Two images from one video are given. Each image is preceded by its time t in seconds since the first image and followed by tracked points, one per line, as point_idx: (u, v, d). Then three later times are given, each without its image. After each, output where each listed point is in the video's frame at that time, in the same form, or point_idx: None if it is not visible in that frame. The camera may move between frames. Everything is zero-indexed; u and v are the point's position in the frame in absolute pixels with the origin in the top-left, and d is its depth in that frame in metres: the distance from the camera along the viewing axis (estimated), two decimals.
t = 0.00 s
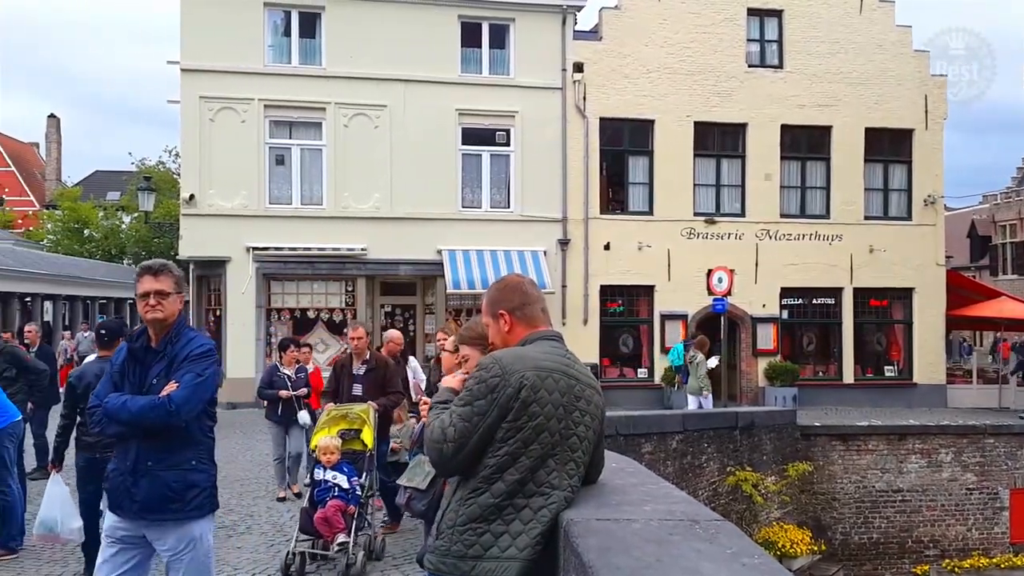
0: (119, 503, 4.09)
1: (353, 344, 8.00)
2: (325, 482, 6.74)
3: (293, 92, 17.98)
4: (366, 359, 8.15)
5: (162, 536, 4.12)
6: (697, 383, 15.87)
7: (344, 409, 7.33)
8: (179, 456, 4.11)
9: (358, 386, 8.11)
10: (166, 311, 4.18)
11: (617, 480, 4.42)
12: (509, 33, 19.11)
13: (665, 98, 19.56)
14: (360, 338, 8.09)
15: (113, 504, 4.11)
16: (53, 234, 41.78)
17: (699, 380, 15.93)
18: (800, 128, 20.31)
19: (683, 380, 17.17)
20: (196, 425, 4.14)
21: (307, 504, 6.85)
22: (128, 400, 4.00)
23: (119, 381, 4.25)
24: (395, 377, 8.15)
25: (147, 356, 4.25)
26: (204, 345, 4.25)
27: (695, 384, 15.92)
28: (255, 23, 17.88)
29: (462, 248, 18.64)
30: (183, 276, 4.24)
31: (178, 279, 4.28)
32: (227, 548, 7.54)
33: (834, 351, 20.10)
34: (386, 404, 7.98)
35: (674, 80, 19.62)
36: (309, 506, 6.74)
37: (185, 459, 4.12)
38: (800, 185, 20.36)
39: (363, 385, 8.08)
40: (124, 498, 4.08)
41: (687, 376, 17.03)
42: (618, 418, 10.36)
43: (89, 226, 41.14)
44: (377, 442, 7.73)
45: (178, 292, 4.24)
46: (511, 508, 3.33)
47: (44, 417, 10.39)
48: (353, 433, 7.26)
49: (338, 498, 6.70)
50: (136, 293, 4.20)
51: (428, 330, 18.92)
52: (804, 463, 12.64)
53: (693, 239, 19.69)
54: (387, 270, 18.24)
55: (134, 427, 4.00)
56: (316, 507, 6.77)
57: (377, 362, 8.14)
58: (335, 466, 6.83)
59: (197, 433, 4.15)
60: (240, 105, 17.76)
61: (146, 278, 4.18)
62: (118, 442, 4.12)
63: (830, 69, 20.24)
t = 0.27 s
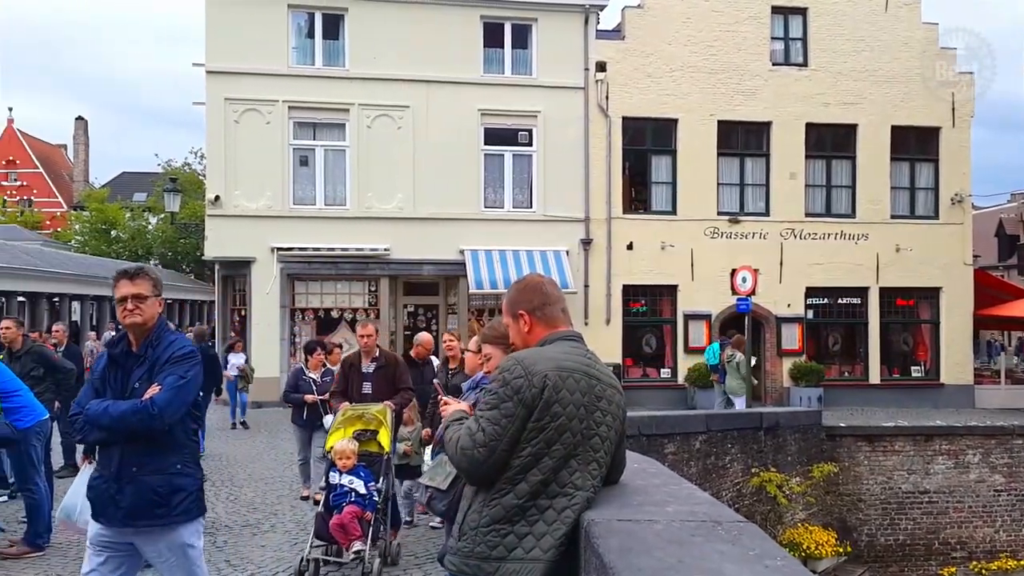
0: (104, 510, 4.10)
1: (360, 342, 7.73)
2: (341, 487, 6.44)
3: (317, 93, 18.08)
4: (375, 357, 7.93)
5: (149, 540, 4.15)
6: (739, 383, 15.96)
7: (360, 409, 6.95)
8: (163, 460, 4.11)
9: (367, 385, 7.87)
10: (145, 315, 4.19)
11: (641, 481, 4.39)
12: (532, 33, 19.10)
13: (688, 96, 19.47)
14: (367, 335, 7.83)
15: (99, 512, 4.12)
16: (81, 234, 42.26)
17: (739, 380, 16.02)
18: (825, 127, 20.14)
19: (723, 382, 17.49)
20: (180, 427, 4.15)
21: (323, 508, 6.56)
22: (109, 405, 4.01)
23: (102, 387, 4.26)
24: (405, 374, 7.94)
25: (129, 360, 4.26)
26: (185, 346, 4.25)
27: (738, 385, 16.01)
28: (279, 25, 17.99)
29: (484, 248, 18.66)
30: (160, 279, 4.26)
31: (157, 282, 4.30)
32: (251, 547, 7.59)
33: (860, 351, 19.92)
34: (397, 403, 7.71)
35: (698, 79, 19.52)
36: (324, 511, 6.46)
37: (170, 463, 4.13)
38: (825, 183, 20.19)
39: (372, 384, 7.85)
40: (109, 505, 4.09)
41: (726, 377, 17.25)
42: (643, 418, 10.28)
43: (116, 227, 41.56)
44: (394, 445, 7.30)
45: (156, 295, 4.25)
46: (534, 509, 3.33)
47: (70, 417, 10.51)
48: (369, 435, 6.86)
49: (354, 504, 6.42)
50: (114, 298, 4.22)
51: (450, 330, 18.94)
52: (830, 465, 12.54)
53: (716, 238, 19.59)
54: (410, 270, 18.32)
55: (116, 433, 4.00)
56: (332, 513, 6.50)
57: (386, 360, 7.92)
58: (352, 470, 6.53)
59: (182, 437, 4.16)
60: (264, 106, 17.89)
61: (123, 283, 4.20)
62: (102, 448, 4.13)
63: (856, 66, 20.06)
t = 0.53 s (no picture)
0: (75, 508, 4.12)
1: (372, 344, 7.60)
2: (354, 491, 6.35)
3: (341, 94, 18.17)
4: (388, 360, 7.79)
5: (121, 537, 4.17)
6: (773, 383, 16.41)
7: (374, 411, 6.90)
8: (133, 456, 4.14)
9: (380, 389, 7.73)
10: (113, 310, 4.22)
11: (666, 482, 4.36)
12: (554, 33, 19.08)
13: (712, 95, 19.37)
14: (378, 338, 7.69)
15: (70, 509, 4.14)
16: (109, 234, 42.72)
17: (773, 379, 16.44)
18: (851, 125, 19.96)
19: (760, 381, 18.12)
20: (149, 423, 4.18)
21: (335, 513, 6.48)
22: (77, 401, 4.03)
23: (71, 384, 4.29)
24: (418, 376, 7.80)
25: (98, 356, 4.29)
26: (154, 341, 4.28)
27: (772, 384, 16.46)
28: (302, 27, 18.09)
29: (506, 247, 18.67)
30: (127, 274, 4.28)
31: (124, 277, 4.32)
32: (275, 545, 7.64)
33: (886, 351, 19.74)
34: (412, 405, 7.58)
35: (721, 77, 19.42)
36: (337, 516, 6.39)
37: (141, 459, 4.16)
38: (851, 182, 20.01)
39: (386, 387, 7.71)
40: (80, 501, 4.11)
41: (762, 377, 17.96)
42: (664, 420, 10.47)
43: (143, 227, 41.97)
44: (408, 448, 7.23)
45: (123, 290, 4.28)
46: (558, 511, 3.33)
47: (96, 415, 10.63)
48: (383, 437, 6.83)
49: (367, 510, 6.34)
50: (82, 295, 4.24)
51: (472, 329, 18.96)
52: (856, 466, 12.44)
53: (740, 238, 19.47)
54: (432, 270, 18.38)
55: (85, 429, 4.03)
56: (344, 518, 6.41)
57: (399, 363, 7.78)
58: (365, 474, 6.43)
59: (151, 431, 4.20)
60: (289, 108, 18.00)
61: (90, 278, 4.21)
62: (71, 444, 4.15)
63: (882, 64, 19.87)
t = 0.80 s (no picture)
0: (65, 507, 4.06)
1: (387, 341, 7.56)
2: (364, 496, 6.18)
3: (364, 95, 18.25)
4: (403, 358, 7.76)
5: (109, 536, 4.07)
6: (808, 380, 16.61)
7: (388, 415, 6.83)
8: (120, 452, 4.06)
9: (395, 387, 7.69)
10: (98, 307, 4.16)
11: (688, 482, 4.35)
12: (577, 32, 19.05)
13: (735, 94, 19.26)
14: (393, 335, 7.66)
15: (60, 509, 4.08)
16: (135, 236, 43.14)
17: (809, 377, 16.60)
18: (876, 123, 19.78)
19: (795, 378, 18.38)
20: (136, 417, 4.09)
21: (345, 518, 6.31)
22: (61, 397, 3.97)
23: (58, 383, 4.23)
24: (433, 375, 7.75)
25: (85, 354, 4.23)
26: (139, 335, 4.19)
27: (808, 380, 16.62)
28: (326, 29, 18.18)
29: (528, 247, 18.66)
30: (111, 271, 4.22)
31: (109, 274, 4.26)
32: (298, 543, 7.68)
33: (913, 351, 19.54)
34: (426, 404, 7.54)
35: (745, 76, 19.31)
36: (346, 522, 6.21)
37: (128, 455, 4.07)
38: (876, 181, 19.83)
39: (401, 385, 7.67)
40: (69, 500, 4.04)
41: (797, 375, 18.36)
42: (687, 420, 10.40)
43: (170, 228, 42.34)
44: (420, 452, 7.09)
45: (109, 287, 4.22)
46: (580, 511, 3.32)
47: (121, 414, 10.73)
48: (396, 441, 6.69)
49: (377, 515, 6.15)
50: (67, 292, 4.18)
51: (495, 329, 18.97)
52: (882, 467, 12.32)
53: (764, 237, 19.35)
54: (455, 270, 18.42)
55: (70, 425, 3.95)
56: (354, 524, 6.22)
57: (414, 361, 7.75)
58: (375, 479, 6.26)
59: (138, 427, 4.10)
60: (313, 109, 18.10)
61: (73, 276, 4.15)
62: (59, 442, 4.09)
63: (908, 62, 19.67)
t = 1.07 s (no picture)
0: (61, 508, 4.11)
1: (403, 339, 7.57)
2: (373, 502, 6.04)
3: (387, 96, 18.32)
4: (419, 358, 7.76)
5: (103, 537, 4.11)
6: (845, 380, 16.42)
7: (400, 420, 6.85)
8: (114, 454, 4.09)
9: (410, 387, 7.69)
10: (94, 308, 4.20)
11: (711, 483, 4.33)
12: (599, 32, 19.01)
13: (760, 93, 19.14)
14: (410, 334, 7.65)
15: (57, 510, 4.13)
16: (161, 236, 43.49)
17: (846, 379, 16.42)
18: (903, 121, 19.58)
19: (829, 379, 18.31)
20: (129, 419, 4.13)
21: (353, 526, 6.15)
22: (56, 399, 4.01)
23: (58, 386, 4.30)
24: (447, 376, 7.75)
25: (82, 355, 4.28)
26: (133, 336, 4.23)
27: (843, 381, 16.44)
28: (349, 30, 18.24)
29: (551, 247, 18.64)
30: (108, 273, 4.27)
31: (106, 275, 4.30)
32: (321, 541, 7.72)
33: (940, 351, 19.36)
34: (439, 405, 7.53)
35: (770, 74, 19.18)
36: (353, 529, 6.06)
37: (122, 457, 4.10)
38: (903, 180, 19.64)
39: (415, 385, 7.67)
40: (64, 502, 4.10)
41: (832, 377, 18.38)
42: (712, 420, 10.31)
43: (195, 229, 42.65)
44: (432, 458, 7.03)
45: (105, 288, 4.26)
46: (602, 511, 3.31)
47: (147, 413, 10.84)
48: (408, 446, 6.67)
49: (386, 523, 6.00)
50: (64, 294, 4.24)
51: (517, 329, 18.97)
52: (909, 468, 12.19)
53: (789, 237, 19.21)
54: (477, 270, 18.45)
55: (65, 427, 4.00)
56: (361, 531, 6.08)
57: (429, 361, 7.74)
58: (384, 484, 6.12)
59: (131, 428, 4.13)
60: (336, 110, 18.18)
61: (71, 278, 4.21)
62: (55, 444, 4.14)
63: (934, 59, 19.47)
